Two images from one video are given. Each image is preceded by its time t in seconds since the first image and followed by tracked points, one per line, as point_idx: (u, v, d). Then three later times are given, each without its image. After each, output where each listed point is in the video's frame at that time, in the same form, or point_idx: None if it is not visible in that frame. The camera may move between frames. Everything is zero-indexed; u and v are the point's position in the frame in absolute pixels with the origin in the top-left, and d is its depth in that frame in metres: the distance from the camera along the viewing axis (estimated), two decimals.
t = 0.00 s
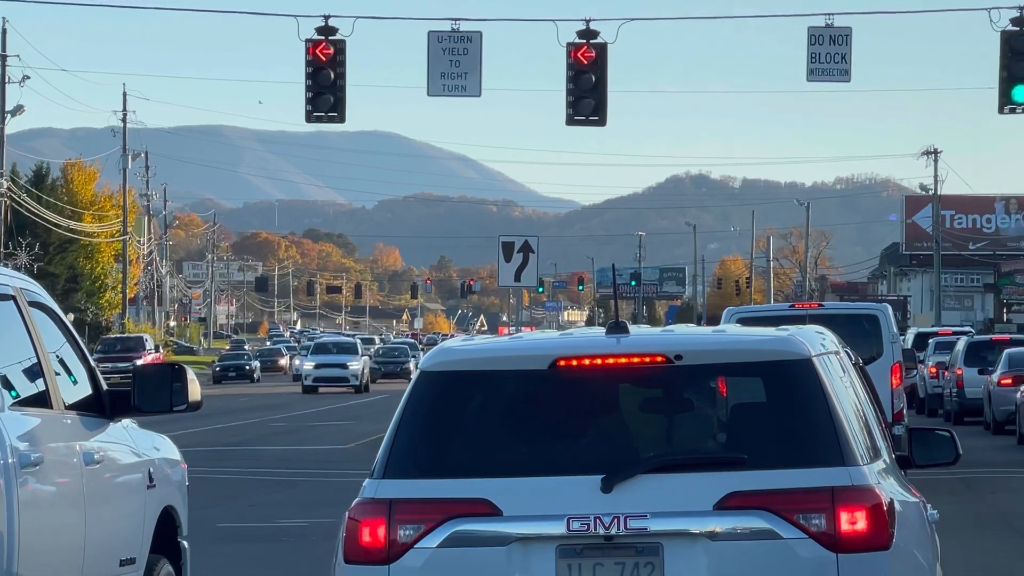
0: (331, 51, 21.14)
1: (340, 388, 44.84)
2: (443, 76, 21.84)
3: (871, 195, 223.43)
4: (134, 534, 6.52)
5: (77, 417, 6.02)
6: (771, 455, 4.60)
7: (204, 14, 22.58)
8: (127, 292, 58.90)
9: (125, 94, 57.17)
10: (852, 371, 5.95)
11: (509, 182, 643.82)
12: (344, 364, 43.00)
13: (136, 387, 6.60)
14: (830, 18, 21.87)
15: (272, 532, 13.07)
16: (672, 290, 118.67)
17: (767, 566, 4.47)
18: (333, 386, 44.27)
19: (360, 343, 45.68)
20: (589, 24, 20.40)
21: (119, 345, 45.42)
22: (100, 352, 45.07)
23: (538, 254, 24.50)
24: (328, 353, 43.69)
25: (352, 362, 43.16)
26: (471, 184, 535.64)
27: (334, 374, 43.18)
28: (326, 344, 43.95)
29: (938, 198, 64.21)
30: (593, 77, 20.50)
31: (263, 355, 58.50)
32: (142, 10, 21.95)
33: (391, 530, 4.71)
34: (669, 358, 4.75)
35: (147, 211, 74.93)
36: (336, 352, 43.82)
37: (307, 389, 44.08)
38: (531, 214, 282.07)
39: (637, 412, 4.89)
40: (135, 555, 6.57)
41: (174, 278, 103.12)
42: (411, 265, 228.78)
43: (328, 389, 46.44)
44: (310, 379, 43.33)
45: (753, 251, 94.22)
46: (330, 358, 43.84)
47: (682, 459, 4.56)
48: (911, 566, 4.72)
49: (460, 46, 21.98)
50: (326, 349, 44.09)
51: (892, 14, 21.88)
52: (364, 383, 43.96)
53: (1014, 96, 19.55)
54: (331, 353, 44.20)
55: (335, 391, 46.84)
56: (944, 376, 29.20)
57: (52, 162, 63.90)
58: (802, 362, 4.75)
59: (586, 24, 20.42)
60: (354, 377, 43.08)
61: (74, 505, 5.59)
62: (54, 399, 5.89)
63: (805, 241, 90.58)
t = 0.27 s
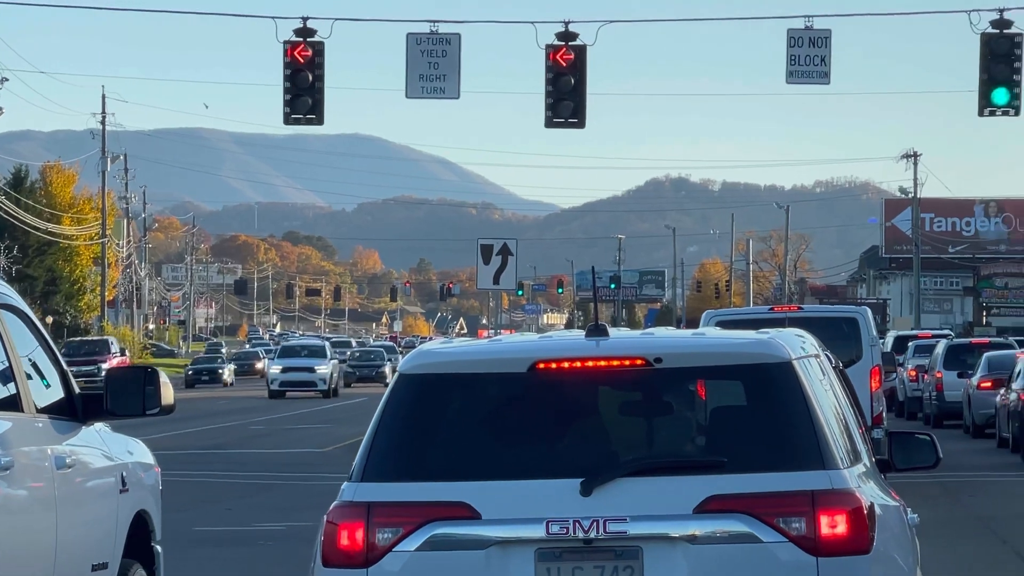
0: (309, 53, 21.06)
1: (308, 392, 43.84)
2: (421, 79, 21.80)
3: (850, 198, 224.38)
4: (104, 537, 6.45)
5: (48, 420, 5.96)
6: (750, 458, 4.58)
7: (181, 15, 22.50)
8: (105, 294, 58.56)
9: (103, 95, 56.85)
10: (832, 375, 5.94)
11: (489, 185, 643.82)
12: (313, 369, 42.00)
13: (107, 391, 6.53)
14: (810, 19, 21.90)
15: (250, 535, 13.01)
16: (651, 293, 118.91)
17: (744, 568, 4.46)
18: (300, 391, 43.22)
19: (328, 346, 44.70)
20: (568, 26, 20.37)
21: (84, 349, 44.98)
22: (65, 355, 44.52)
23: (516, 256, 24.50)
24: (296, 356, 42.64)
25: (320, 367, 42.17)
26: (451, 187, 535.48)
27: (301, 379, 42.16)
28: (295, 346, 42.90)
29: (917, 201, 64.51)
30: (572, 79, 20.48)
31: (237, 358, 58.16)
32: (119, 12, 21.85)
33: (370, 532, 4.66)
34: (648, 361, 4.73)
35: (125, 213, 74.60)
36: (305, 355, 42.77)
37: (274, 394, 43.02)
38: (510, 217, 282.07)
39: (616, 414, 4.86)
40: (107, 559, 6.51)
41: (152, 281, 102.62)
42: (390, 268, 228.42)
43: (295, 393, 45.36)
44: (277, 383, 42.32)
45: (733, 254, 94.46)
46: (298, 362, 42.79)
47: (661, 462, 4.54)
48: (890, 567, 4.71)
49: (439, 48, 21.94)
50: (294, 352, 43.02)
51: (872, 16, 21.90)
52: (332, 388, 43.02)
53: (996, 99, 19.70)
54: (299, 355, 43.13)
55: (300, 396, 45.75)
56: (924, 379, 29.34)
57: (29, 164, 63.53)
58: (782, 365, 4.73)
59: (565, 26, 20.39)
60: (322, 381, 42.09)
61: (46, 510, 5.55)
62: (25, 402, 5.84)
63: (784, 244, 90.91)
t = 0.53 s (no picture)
0: (282, 55, 20.99)
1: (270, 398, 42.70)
2: (394, 80, 21.73)
3: (823, 200, 225.61)
4: (72, 540, 6.38)
5: (15, 423, 5.89)
6: (724, 463, 4.55)
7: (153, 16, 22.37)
8: (77, 296, 58.13)
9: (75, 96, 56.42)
10: (806, 378, 5.93)
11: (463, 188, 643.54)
12: (274, 371, 40.96)
13: (76, 393, 6.43)
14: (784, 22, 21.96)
15: (221, 538, 12.94)
16: (625, 295, 119.20)
17: (718, 571, 4.44)
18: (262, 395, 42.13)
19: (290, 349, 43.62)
20: (541, 28, 20.35)
21: (42, 351, 44.73)
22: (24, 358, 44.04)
23: (490, 259, 24.46)
24: (257, 358, 41.57)
25: (282, 369, 41.10)
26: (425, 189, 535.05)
27: (262, 382, 41.11)
28: (255, 348, 41.81)
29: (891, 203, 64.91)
30: (545, 81, 20.47)
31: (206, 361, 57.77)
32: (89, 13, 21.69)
33: (342, 537, 4.62)
34: (622, 365, 4.70)
35: (98, 214, 74.16)
36: (265, 357, 41.69)
37: (235, 399, 41.95)
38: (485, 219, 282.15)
39: (590, 417, 4.82)
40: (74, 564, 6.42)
41: (127, 283, 102.27)
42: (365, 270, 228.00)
43: (256, 397, 44.26)
44: (238, 386, 41.23)
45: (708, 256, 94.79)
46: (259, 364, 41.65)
47: (634, 466, 4.51)
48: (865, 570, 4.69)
49: (411, 50, 21.88)
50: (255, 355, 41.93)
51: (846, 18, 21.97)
52: (294, 391, 41.99)
53: (969, 101, 19.77)
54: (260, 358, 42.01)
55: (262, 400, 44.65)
56: (897, 381, 29.50)
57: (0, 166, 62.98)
58: (756, 367, 4.71)
59: (538, 28, 20.37)
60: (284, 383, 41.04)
61: (13, 513, 5.49)
62: None
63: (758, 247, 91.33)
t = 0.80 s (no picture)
0: (249, 55, 20.86)
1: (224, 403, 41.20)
2: (361, 82, 21.63)
3: (791, 203, 226.66)
4: (32, 545, 6.27)
5: None
6: (692, 465, 4.51)
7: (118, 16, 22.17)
8: (41, 299, 57.49)
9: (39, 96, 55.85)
10: (775, 378, 5.89)
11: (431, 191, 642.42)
12: (228, 375, 39.36)
13: (37, 394, 6.39)
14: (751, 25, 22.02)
15: (185, 542, 12.79)
16: (594, 298, 119.26)
17: None
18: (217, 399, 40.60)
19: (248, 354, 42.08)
20: (509, 30, 20.31)
21: None
22: None
23: (457, 260, 24.40)
24: (210, 362, 39.98)
25: (236, 373, 39.53)
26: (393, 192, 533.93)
27: (217, 386, 39.59)
28: (208, 351, 40.28)
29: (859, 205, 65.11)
30: (513, 83, 20.43)
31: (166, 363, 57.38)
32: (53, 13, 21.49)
33: (306, 541, 4.55)
34: (589, 366, 4.66)
35: (65, 216, 73.51)
36: (219, 360, 40.14)
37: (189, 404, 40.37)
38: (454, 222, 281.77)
39: (557, 420, 4.75)
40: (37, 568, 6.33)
41: (92, 285, 101.28)
42: (333, 273, 227.20)
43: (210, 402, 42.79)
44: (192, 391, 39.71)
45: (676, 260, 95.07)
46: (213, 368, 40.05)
47: (600, 470, 4.46)
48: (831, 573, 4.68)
49: (379, 51, 21.81)
50: (208, 358, 40.38)
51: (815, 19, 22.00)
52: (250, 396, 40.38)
53: (937, 104, 19.86)
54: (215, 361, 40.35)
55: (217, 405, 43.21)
56: (865, 384, 29.56)
57: None
58: (723, 370, 4.68)
59: (506, 30, 20.33)
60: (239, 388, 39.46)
61: None
62: None
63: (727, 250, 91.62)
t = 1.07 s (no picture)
0: (210, 56, 20.67)
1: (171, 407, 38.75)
2: (323, 83, 21.49)
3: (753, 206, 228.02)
4: None
5: None
6: (652, 469, 4.47)
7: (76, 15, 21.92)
8: None
9: None
10: (737, 382, 5.86)
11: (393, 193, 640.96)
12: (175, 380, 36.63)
13: None
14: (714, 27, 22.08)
15: (145, 545, 12.61)
16: (556, 300, 119.44)
17: None
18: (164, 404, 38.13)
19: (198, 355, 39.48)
20: (470, 31, 20.25)
21: None
22: None
23: (419, 262, 24.29)
24: (155, 364, 37.21)
25: (184, 375, 36.73)
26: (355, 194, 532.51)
27: (163, 391, 36.90)
28: (154, 353, 37.42)
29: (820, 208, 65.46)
30: (475, 84, 20.37)
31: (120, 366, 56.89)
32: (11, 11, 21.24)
33: (263, 545, 4.48)
34: (549, 369, 4.59)
35: (25, 218, 72.75)
36: (166, 363, 37.33)
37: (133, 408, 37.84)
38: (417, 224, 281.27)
39: (519, 424, 4.69)
40: None
41: (53, 287, 100.31)
42: (295, 275, 226.22)
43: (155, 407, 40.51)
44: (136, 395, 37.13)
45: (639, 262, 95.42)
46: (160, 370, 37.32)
47: (561, 473, 4.41)
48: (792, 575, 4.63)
49: (341, 53, 21.69)
50: (154, 359, 37.55)
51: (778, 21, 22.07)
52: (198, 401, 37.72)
53: (899, 106, 19.96)
54: (161, 364, 37.55)
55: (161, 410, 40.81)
56: (827, 387, 29.72)
57: None
58: (685, 373, 4.63)
59: (468, 31, 20.27)
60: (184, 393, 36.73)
61: None
62: None
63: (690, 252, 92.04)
